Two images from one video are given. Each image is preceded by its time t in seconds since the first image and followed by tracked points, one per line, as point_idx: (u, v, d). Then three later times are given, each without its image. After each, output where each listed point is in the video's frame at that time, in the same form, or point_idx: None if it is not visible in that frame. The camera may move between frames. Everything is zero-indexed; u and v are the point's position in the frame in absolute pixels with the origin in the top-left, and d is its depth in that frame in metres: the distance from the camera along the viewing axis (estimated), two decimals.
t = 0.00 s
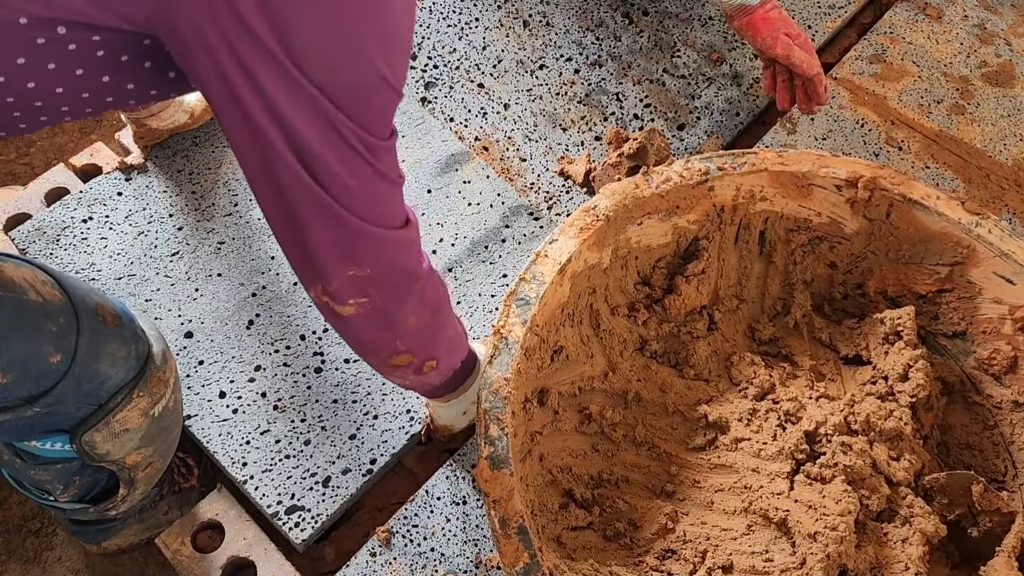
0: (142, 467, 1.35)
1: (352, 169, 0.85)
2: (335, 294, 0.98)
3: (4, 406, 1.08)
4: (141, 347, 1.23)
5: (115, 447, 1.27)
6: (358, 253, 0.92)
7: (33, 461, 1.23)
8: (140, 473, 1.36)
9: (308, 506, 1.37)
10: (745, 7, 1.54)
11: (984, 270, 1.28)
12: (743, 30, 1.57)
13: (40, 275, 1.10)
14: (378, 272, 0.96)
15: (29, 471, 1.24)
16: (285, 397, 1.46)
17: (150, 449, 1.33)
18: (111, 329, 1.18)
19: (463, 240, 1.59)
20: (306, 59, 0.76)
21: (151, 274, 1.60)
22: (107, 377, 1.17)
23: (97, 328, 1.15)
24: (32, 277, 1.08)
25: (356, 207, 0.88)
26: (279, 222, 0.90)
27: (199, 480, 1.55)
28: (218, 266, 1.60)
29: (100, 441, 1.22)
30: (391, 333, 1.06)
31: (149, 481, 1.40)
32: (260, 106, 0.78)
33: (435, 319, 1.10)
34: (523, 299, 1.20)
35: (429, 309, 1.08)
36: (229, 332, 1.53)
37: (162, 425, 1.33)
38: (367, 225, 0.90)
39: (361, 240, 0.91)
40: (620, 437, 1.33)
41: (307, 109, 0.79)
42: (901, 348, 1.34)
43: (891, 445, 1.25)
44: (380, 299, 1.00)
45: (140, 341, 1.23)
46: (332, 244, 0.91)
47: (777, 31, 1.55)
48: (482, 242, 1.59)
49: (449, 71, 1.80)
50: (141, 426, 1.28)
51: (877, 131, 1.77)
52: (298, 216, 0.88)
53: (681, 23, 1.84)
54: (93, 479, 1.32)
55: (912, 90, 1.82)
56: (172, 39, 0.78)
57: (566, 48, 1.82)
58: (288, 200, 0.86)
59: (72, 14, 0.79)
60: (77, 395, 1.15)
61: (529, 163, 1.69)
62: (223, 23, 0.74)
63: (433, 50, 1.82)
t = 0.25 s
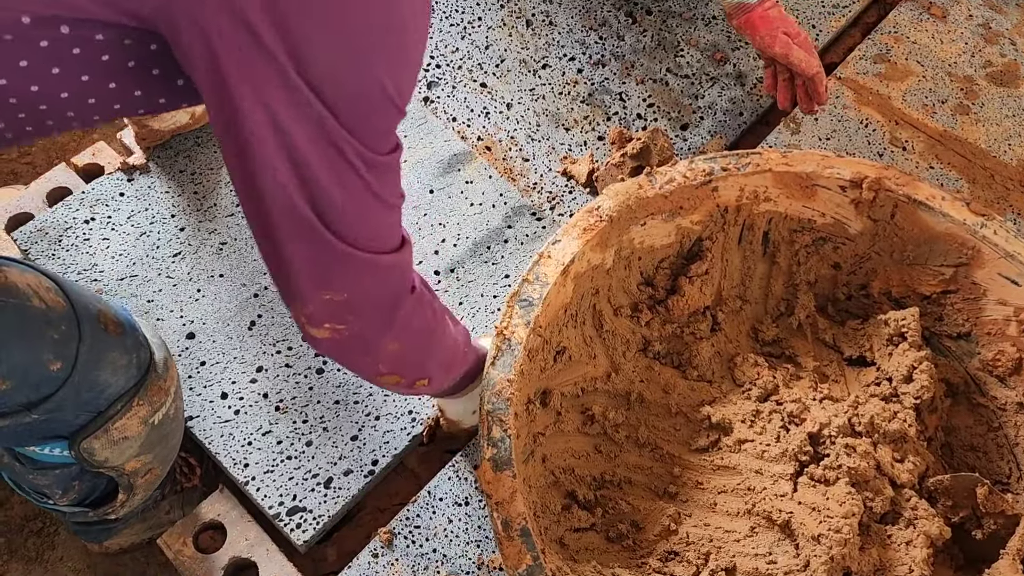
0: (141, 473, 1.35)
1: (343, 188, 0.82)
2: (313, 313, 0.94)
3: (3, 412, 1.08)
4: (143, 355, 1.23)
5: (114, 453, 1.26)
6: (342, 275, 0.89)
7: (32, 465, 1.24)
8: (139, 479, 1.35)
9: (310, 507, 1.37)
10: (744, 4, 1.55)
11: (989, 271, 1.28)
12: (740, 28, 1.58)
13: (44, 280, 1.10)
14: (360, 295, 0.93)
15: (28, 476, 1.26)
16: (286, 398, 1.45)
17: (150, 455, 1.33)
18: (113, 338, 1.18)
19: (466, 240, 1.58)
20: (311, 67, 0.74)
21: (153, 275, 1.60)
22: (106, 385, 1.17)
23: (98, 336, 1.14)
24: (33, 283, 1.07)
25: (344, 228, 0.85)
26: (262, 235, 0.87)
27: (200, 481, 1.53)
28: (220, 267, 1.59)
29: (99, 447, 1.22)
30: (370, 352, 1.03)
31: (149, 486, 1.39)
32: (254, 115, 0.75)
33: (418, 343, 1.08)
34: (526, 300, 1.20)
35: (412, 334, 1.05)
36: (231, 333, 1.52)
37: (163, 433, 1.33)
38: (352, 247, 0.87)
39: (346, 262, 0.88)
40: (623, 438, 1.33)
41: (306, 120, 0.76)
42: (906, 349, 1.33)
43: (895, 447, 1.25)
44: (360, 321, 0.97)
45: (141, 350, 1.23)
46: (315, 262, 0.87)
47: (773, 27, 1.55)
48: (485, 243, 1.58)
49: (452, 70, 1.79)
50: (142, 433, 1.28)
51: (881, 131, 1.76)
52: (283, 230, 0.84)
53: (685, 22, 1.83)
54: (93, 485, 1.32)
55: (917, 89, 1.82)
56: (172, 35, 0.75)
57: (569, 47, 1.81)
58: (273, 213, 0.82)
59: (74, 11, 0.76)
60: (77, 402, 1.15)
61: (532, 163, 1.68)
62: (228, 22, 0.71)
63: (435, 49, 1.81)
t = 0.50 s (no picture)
0: (136, 471, 1.34)
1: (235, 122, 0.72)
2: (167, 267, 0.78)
3: None
4: (140, 350, 1.24)
5: (107, 449, 1.26)
6: (222, 223, 0.75)
7: (26, 457, 1.24)
8: (134, 477, 1.34)
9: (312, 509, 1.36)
10: None
11: (992, 272, 1.27)
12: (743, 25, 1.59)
13: (46, 275, 1.15)
14: (237, 252, 0.78)
15: (23, 470, 1.26)
16: (288, 399, 1.44)
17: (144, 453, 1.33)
18: (109, 330, 1.19)
19: (468, 241, 1.58)
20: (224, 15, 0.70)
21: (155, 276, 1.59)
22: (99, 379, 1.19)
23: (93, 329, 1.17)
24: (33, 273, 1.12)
25: (235, 163, 0.73)
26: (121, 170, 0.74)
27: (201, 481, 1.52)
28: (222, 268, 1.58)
29: (92, 442, 1.23)
30: (242, 321, 0.85)
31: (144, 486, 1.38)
32: (145, 50, 0.68)
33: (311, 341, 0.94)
34: (528, 300, 1.19)
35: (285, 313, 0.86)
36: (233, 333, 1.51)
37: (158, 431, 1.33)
38: (244, 186, 0.75)
39: (228, 207, 0.75)
40: (625, 439, 1.32)
41: (205, 68, 0.69)
42: (909, 350, 1.33)
43: (898, 448, 1.24)
44: (225, 280, 0.80)
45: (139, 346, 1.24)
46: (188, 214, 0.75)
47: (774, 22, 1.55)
48: (487, 243, 1.58)
49: (454, 70, 1.78)
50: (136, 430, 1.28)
51: (884, 131, 1.76)
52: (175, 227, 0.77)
53: (687, 22, 1.83)
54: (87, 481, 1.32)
55: (920, 90, 1.81)
56: None
57: (572, 47, 1.80)
58: (140, 144, 0.71)
59: None
60: (70, 394, 1.17)
61: (534, 163, 1.68)
62: None
63: (438, 48, 1.81)
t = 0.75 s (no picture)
0: (130, 465, 1.32)
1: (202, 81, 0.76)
2: (112, 191, 0.81)
3: None
4: (134, 344, 1.22)
5: (101, 442, 1.23)
6: (169, 169, 0.79)
7: (20, 451, 1.22)
8: (129, 471, 1.33)
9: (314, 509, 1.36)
10: None
11: (996, 273, 1.27)
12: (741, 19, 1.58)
13: (39, 265, 1.11)
14: (177, 197, 0.81)
15: (16, 463, 1.23)
16: (290, 400, 1.44)
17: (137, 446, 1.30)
18: (103, 322, 1.17)
19: (470, 241, 1.57)
20: None
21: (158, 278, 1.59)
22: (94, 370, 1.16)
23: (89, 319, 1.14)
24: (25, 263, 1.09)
25: (195, 117, 0.77)
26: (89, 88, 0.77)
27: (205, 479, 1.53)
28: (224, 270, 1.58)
29: (86, 434, 1.20)
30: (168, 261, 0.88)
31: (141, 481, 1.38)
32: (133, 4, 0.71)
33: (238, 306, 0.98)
34: (530, 300, 1.19)
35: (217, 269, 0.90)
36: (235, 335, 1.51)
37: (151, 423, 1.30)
38: (197, 144, 0.79)
39: (177, 154, 0.78)
40: (627, 439, 1.32)
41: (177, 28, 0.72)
42: (912, 351, 1.33)
43: (901, 450, 1.24)
44: (164, 221, 0.83)
45: (133, 338, 1.22)
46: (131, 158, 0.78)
47: (771, 17, 1.54)
48: (489, 243, 1.57)
49: (456, 70, 1.78)
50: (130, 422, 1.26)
51: (886, 131, 1.75)
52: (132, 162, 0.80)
53: (690, 21, 1.83)
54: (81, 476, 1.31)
55: (923, 89, 1.81)
56: None
57: (574, 46, 1.80)
58: (110, 72, 0.74)
59: None
60: (63, 387, 1.14)
61: (536, 162, 1.68)
62: None
63: (440, 48, 1.81)
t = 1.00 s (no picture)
0: (151, 446, 1.24)
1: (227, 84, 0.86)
2: (130, 169, 0.91)
3: (17, 368, 1.04)
4: (158, 320, 1.15)
5: (126, 420, 1.17)
6: (186, 152, 0.89)
7: (44, 434, 1.18)
8: (149, 452, 1.25)
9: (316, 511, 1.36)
10: None
11: (998, 274, 1.27)
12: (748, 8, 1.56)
13: (61, 244, 1.06)
14: (192, 175, 0.92)
15: (39, 446, 1.20)
16: (292, 402, 1.43)
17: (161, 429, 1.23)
18: (126, 298, 1.11)
19: (471, 242, 1.57)
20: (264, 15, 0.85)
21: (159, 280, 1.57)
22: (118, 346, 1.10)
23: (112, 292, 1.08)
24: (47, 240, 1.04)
25: (218, 115, 0.87)
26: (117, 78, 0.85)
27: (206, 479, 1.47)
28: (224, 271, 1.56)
29: (111, 412, 1.14)
30: (173, 226, 0.97)
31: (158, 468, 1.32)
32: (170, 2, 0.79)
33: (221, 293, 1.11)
34: (532, 301, 1.19)
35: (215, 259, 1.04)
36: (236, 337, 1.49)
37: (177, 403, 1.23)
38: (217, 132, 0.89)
39: (199, 148, 0.90)
40: (629, 440, 1.32)
41: (196, 30, 0.80)
42: (915, 352, 1.32)
43: (903, 451, 1.24)
44: (176, 202, 0.94)
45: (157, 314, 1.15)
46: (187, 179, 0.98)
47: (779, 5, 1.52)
48: (490, 245, 1.57)
49: (457, 70, 1.77)
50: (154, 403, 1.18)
51: (889, 131, 1.75)
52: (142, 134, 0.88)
53: (692, 21, 1.83)
54: (99, 462, 1.26)
55: (925, 89, 1.80)
56: None
57: (576, 47, 1.80)
58: (140, 67, 0.82)
59: None
60: (89, 364, 1.08)
61: (538, 163, 1.67)
62: None
63: (441, 48, 1.80)
